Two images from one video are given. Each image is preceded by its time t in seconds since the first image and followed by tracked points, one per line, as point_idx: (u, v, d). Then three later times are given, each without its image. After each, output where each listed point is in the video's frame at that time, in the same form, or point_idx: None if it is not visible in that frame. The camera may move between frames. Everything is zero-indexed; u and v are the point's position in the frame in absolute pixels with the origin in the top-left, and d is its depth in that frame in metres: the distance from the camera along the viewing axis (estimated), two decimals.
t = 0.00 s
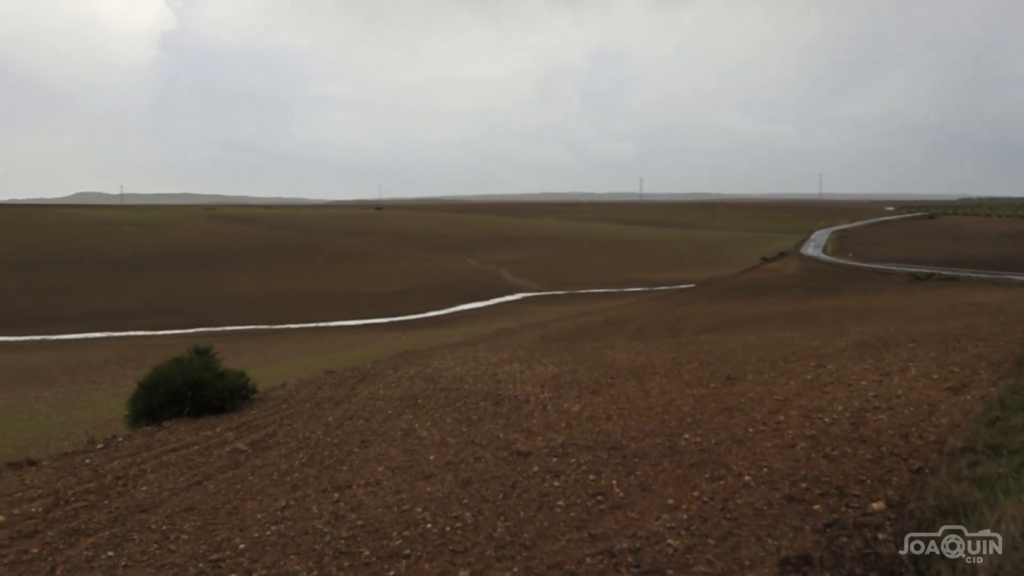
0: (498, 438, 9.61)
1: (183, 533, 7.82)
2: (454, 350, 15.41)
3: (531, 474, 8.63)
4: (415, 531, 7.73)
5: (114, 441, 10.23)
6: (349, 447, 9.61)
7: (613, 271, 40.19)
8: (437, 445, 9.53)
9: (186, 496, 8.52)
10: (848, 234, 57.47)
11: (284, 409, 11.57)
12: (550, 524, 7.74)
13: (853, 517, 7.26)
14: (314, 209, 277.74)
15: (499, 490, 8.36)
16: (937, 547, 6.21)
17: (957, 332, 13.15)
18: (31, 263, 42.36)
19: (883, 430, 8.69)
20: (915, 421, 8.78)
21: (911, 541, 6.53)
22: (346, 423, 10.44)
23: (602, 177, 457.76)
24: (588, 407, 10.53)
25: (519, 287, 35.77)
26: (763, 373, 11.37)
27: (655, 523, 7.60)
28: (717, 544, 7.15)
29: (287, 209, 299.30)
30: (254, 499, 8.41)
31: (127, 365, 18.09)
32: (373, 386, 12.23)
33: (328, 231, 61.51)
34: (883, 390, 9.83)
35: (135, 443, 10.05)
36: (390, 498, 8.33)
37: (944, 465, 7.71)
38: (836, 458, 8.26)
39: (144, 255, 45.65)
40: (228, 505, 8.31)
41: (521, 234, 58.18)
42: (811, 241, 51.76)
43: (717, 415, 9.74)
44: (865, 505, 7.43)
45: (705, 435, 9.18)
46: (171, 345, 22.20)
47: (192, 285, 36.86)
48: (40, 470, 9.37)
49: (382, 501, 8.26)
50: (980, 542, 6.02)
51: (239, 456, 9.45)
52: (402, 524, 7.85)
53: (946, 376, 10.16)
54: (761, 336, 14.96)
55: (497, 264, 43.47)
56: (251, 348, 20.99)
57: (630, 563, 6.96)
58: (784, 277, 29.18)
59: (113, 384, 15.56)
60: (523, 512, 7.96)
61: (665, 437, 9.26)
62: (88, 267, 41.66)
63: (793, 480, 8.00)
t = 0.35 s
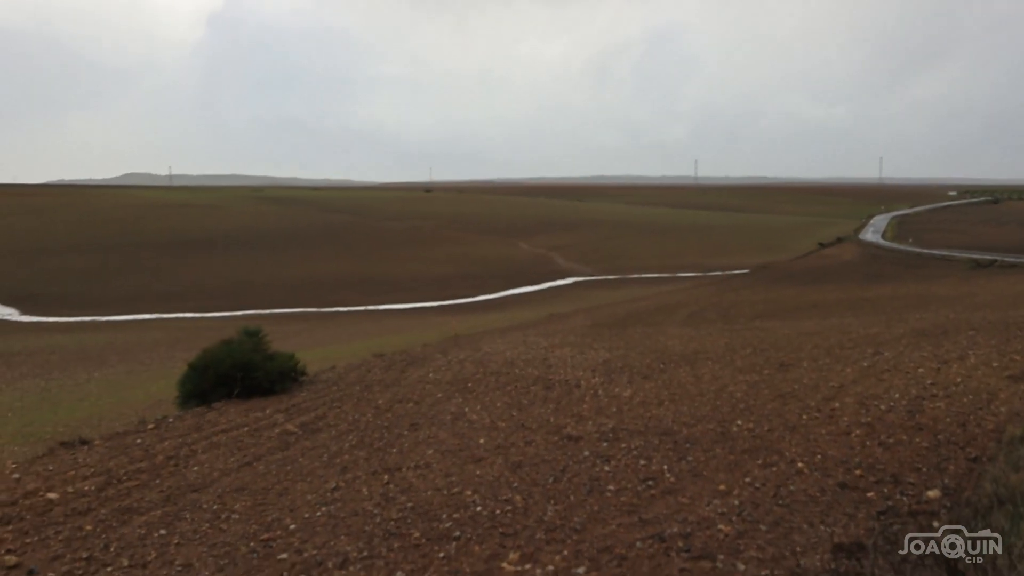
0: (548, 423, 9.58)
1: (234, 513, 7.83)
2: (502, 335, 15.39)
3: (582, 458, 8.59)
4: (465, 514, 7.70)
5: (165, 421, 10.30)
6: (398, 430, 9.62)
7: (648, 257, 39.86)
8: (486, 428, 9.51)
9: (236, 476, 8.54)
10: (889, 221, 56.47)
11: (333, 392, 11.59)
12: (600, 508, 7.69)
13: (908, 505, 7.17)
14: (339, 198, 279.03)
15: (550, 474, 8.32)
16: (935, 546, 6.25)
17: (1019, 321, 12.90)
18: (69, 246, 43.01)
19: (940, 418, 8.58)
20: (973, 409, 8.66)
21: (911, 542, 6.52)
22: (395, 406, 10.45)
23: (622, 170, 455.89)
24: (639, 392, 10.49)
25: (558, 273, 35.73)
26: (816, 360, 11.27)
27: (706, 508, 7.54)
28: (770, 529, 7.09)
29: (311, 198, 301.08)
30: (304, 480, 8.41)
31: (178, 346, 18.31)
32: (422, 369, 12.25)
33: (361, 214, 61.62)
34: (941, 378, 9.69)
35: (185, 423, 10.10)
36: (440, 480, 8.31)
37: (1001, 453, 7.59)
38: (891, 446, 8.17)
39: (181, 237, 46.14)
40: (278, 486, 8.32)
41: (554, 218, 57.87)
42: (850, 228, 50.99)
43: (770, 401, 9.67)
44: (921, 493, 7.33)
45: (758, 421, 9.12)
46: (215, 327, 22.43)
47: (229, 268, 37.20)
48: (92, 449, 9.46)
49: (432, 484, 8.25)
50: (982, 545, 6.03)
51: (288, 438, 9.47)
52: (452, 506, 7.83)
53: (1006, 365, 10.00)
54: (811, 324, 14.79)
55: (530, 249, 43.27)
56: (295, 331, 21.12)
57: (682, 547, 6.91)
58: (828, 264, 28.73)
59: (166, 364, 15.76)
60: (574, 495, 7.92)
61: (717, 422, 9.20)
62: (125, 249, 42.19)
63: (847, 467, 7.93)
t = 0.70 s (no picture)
0: (570, 385, 9.52)
1: (254, 471, 7.78)
2: (522, 296, 15.29)
3: (604, 421, 8.54)
4: (486, 475, 7.65)
5: (184, 379, 10.25)
6: (418, 390, 9.56)
7: (664, 220, 39.54)
8: (508, 390, 9.45)
9: (255, 435, 8.49)
10: (909, 186, 55.77)
11: (354, 352, 11.52)
12: (622, 470, 7.63)
13: (932, 471, 7.09)
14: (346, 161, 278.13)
15: (571, 437, 8.27)
16: (932, 547, 5.20)
17: None
18: (79, 202, 42.92)
19: (967, 385, 8.49)
20: (1000, 376, 8.56)
21: (911, 542, 5.51)
22: (415, 366, 10.39)
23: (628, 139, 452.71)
24: (662, 355, 10.42)
25: (576, 234, 35.55)
26: (840, 325, 11.18)
27: (728, 472, 7.48)
28: (792, 494, 7.03)
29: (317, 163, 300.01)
30: (324, 440, 8.36)
31: (198, 303, 18.29)
32: (442, 330, 12.19)
33: (374, 173, 61.16)
34: (968, 344, 9.59)
35: (204, 381, 10.05)
36: (461, 441, 8.26)
37: None
38: (916, 412, 8.10)
39: (193, 194, 45.96)
40: (298, 444, 8.27)
41: (569, 178, 57.38)
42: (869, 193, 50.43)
43: (794, 366, 9.60)
44: (945, 459, 7.26)
45: (782, 385, 9.05)
46: (231, 285, 22.40)
47: (242, 226, 37.09)
48: (111, 406, 9.42)
49: (453, 445, 8.19)
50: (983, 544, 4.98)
51: (308, 397, 9.41)
52: (473, 467, 7.78)
53: None
54: (835, 288, 14.65)
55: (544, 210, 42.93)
56: (312, 290, 21.06)
57: (704, 511, 6.86)
58: (847, 229, 28.44)
59: (187, 321, 15.75)
60: (596, 458, 7.86)
61: (740, 386, 9.13)
62: (135, 206, 42.07)
63: (872, 432, 7.86)
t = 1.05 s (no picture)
0: (581, 374, 9.41)
1: (261, 460, 7.69)
2: (533, 285, 15.15)
3: (615, 411, 8.43)
4: (496, 466, 7.54)
5: (191, 366, 10.16)
6: (427, 378, 9.47)
7: (674, 208, 39.30)
8: (519, 379, 9.34)
9: (263, 423, 8.39)
10: (923, 175, 55.26)
11: (362, 339, 11.42)
12: (633, 461, 7.52)
13: (948, 464, 6.96)
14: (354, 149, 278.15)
15: (582, 427, 8.16)
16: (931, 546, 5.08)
17: None
18: (87, 187, 42.86)
19: (984, 376, 8.36)
20: (1020, 369, 8.41)
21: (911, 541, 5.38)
22: (424, 354, 10.29)
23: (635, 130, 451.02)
24: (675, 345, 10.31)
25: (585, 222, 35.36)
26: (856, 315, 11.04)
27: (742, 464, 7.36)
28: (806, 487, 6.92)
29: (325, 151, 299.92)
30: (332, 429, 8.26)
31: (207, 289, 18.22)
32: (452, 318, 12.08)
33: (382, 159, 60.90)
34: (986, 335, 9.45)
35: (211, 368, 9.96)
36: (471, 431, 8.15)
37: None
38: (932, 405, 7.96)
39: (201, 179, 45.86)
40: (306, 433, 8.18)
41: (578, 165, 57.04)
42: (882, 182, 50.00)
43: (808, 356, 9.48)
44: (963, 452, 7.13)
45: (796, 376, 8.94)
46: (239, 272, 22.32)
47: (250, 212, 36.98)
48: (117, 392, 9.34)
49: (462, 435, 8.09)
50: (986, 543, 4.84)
51: (316, 385, 9.31)
52: (482, 458, 7.67)
53: None
54: (850, 278, 14.48)
55: (554, 197, 42.66)
56: (320, 276, 20.94)
57: (717, 504, 6.75)
58: (860, 218, 28.18)
59: (196, 307, 15.67)
60: (607, 449, 7.75)
61: (754, 377, 9.02)
62: (142, 191, 41.97)
63: (888, 425, 7.73)
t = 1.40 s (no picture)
0: (593, 378, 9.32)
1: (270, 463, 7.64)
2: (545, 287, 15.06)
3: (628, 416, 8.32)
4: (507, 470, 7.46)
5: (201, 367, 10.15)
6: (438, 381, 9.40)
7: (688, 211, 39.11)
8: (530, 383, 9.26)
9: (273, 425, 8.35)
10: (941, 178, 54.73)
11: (373, 342, 11.37)
12: (646, 467, 7.42)
13: (968, 473, 6.82)
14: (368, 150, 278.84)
15: (594, 432, 8.07)
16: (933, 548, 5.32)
17: None
18: (103, 187, 43.12)
19: (1006, 384, 8.19)
20: None
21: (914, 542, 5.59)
22: (435, 357, 10.23)
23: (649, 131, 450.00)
24: (689, 349, 10.19)
25: (598, 224, 35.24)
26: (874, 320, 10.88)
27: (757, 471, 7.25)
28: (823, 495, 6.79)
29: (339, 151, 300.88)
30: (342, 431, 8.20)
31: (219, 290, 18.24)
32: (464, 321, 12.02)
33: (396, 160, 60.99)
34: (1007, 342, 9.28)
35: (222, 370, 9.94)
36: (482, 435, 8.07)
37: None
38: (953, 412, 7.81)
39: (215, 180, 46.06)
40: (316, 436, 8.12)
41: (592, 167, 56.87)
42: (900, 184, 49.54)
43: (824, 362, 9.35)
44: (984, 461, 6.97)
45: (812, 382, 8.80)
46: (252, 272, 22.37)
47: (264, 212, 37.09)
48: (127, 393, 9.32)
49: (473, 439, 8.01)
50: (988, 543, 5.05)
51: (327, 387, 9.27)
52: (494, 462, 7.59)
53: None
54: (867, 282, 14.30)
55: (568, 199, 42.54)
56: (333, 277, 20.93)
57: (731, 511, 6.63)
58: (877, 221, 27.91)
59: (207, 308, 15.68)
60: (620, 454, 7.65)
61: (769, 382, 8.89)
62: (158, 191, 42.18)
63: (906, 432, 7.59)
